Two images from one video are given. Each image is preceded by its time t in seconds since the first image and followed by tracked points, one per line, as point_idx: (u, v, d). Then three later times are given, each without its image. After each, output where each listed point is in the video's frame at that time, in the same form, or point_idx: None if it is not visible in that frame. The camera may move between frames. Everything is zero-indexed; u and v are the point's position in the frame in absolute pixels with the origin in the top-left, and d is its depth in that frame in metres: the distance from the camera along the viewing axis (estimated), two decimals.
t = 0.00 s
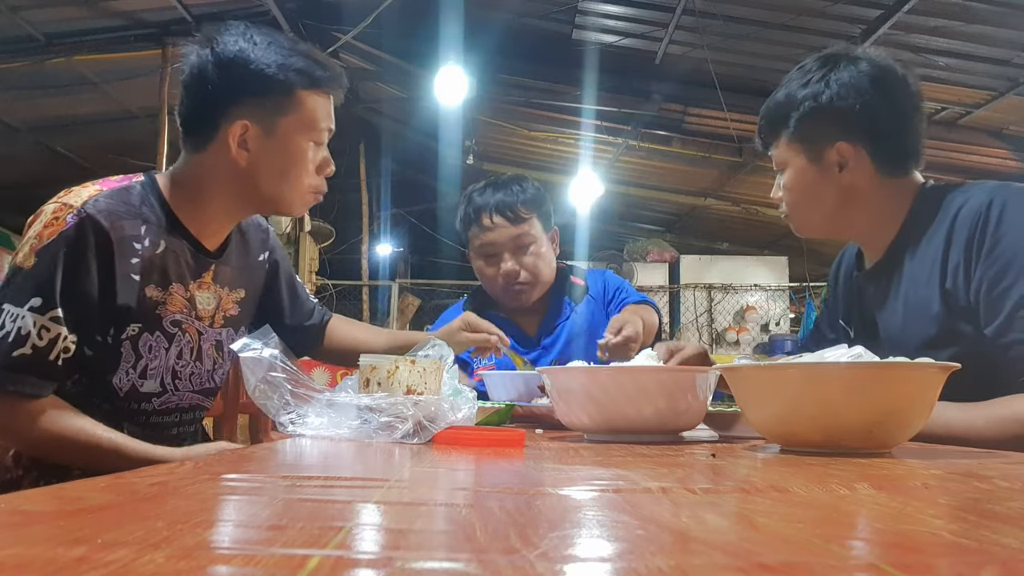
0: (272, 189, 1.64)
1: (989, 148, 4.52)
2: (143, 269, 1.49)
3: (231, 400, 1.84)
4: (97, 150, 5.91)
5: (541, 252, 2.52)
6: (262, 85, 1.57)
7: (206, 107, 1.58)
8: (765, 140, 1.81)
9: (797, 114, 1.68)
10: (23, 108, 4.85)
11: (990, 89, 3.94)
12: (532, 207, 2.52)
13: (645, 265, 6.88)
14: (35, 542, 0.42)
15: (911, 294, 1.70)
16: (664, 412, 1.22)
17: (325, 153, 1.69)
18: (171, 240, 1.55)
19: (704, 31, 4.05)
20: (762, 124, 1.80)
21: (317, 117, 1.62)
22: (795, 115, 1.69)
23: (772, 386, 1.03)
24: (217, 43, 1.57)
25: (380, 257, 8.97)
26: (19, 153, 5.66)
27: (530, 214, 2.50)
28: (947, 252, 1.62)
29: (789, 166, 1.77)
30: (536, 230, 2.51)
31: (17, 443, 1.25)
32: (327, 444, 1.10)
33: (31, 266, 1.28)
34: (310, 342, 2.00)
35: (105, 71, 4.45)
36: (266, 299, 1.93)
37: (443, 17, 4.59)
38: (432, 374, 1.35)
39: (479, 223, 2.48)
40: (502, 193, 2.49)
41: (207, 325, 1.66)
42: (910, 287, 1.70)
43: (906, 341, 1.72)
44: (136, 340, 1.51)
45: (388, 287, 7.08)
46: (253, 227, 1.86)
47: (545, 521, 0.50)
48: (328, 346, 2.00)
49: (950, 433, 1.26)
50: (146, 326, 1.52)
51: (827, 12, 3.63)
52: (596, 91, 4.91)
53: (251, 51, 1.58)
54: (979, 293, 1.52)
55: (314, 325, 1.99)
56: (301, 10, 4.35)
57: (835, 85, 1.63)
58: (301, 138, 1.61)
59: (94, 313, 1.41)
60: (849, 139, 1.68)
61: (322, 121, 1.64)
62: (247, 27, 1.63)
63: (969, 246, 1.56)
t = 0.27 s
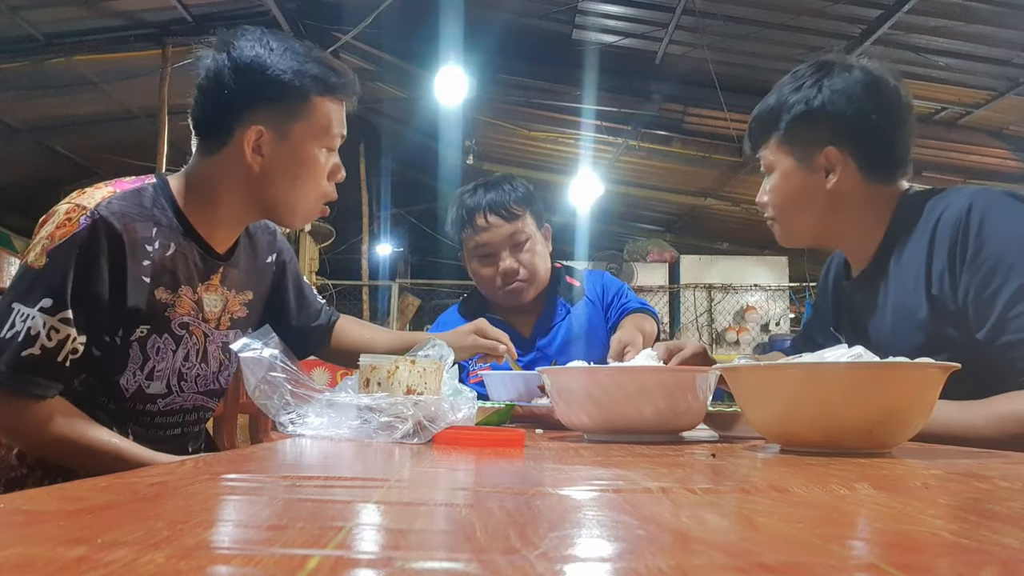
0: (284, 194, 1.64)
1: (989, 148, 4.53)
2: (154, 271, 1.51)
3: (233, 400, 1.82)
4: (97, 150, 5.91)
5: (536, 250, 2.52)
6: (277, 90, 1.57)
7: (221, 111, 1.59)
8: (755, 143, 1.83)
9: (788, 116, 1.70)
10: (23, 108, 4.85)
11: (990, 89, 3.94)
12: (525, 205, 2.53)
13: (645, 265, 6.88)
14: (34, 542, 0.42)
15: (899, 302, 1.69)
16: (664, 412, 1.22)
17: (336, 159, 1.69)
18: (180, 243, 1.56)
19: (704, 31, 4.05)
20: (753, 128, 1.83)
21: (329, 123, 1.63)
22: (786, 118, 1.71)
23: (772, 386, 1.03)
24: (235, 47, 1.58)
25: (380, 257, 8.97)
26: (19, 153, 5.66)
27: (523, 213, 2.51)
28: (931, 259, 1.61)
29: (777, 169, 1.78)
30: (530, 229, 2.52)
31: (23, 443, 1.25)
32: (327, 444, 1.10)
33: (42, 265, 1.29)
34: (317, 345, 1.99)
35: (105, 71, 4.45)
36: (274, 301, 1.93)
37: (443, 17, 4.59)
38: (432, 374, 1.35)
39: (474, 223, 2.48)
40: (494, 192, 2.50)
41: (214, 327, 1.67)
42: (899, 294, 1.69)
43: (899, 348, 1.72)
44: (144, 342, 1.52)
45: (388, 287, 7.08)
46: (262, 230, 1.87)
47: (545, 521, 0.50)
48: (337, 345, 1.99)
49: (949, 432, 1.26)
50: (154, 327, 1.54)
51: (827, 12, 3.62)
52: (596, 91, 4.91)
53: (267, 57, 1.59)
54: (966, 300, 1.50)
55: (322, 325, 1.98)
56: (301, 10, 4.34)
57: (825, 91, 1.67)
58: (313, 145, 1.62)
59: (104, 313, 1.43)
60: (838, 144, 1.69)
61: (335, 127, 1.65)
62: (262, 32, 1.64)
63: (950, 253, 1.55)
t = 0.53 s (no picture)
0: (290, 196, 1.64)
1: (989, 148, 4.52)
2: (157, 272, 1.51)
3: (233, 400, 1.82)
4: (97, 150, 5.91)
5: (536, 246, 2.52)
6: (285, 93, 1.58)
7: (230, 111, 1.59)
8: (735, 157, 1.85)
9: (762, 131, 1.72)
10: (23, 107, 4.85)
11: (990, 89, 3.94)
12: (522, 202, 2.55)
13: (645, 265, 6.88)
14: (32, 543, 0.42)
15: (884, 308, 1.68)
16: (664, 412, 1.22)
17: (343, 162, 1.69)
18: (184, 244, 1.56)
19: (703, 31, 4.05)
20: (732, 143, 1.85)
21: (336, 126, 1.63)
22: (760, 132, 1.73)
23: (773, 385, 1.02)
24: (244, 49, 1.59)
25: (380, 257, 8.98)
26: (20, 152, 5.67)
27: (522, 209, 2.53)
28: (912, 265, 1.60)
29: (756, 183, 1.79)
30: (528, 225, 2.53)
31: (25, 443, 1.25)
32: (327, 444, 1.10)
33: (46, 265, 1.29)
34: (321, 347, 1.98)
35: (105, 71, 4.45)
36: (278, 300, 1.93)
37: (443, 17, 4.58)
38: (432, 374, 1.35)
39: (473, 221, 2.48)
40: (492, 190, 2.51)
41: (217, 328, 1.67)
42: (884, 301, 1.68)
43: (888, 354, 1.71)
44: (147, 342, 1.53)
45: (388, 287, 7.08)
46: (267, 231, 1.87)
47: (545, 521, 0.50)
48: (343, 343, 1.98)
49: (948, 430, 1.26)
50: (157, 328, 1.54)
51: (827, 12, 3.62)
52: (596, 91, 4.91)
53: (275, 60, 1.59)
54: (952, 302, 1.49)
55: (327, 325, 1.97)
56: (301, 9, 4.34)
57: (797, 104, 1.67)
58: (320, 147, 1.62)
59: (107, 314, 1.43)
60: (813, 157, 1.69)
61: (341, 130, 1.65)
62: (272, 35, 1.64)
63: (932, 256, 1.54)
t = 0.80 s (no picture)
0: (292, 196, 1.64)
1: (989, 148, 4.52)
2: (159, 273, 1.51)
3: (233, 399, 1.71)
4: (97, 150, 5.91)
5: (536, 244, 2.53)
6: (287, 94, 1.57)
7: (234, 112, 1.59)
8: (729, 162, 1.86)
9: (752, 135, 1.72)
10: (23, 107, 4.85)
11: (990, 89, 3.94)
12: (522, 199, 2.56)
13: (645, 265, 6.88)
14: (30, 543, 0.42)
15: (879, 310, 1.68)
16: (664, 412, 1.22)
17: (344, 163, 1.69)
18: (185, 244, 1.56)
19: (703, 31, 4.05)
20: (726, 147, 1.85)
21: (337, 128, 1.62)
22: (751, 137, 1.73)
23: (773, 386, 1.02)
24: (247, 49, 1.58)
25: (380, 257, 8.99)
26: (20, 152, 5.67)
27: (521, 208, 2.54)
28: (907, 265, 1.60)
29: (748, 187, 1.80)
30: (529, 222, 2.54)
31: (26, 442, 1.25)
32: (327, 444, 1.10)
33: (47, 265, 1.29)
34: (324, 347, 1.98)
35: (106, 71, 4.46)
36: (281, 300, 1.93)
37: (443, 17, 4.58)
38: (432, 374, 1.35)
39: (474, 219, 2.48)
40: (492, 187, 2.51)
41: (218, 329, 1.67)
42: (880, 302, 1.68)
43: (885, 355, 1.70)
44: (148, 342, 1.53)
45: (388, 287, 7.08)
46: (269, 231, 1.87)
47: (545, 521, 0.50)
48: (344, 341, 1.98)
49: (948, 429, 1.26)
50: (159, 328, 1.54)
51: (827, 12, 3.62)
52: (596, 91, 4.91)
53: (278, 61, 1.59)
54: (947, 302, 1.50)
55: (330, 324, 1.97)
56: (301, 9, 4.33)
57: (786, 108, 1.67)
58: (322, 148, 1.61)
59: (109, 314, 1.43)
60: (803, 160, 1.69)
61: (343, 131, 1.64)
62: (275, 36, 1.64)
63: (928, 256, 1.55)
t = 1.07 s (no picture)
0: (291, 196, 1.64)
1: (989, 148, 4.52)
2: (159, 273, 1.51)
3: (233, 400, 1.71)
4: (97, 150, 5.91)
5: (541, 239, 2.55)
6: (288, 93, 1.57)
7: (235, 110, 1.59)
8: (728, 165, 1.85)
9: (751, 137, 1.72)
10: (23, 107, 4.85)
11: (990, 89, 3.94)
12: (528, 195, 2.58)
13: (645, 264, 6.87)
14: (29, 543, 0.42)
15: (883, 309, 1.68)
16: (664, 412, 1.22)
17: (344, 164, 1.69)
18: (184, 244, 1.56)
19: (703, 31, 4.05)
20: (725, 151, 1.85)
21: (337, 128, 1.62)
22: (749, 140, 1.73)
23: (773, 385, 1.02)
24: (249, 48, 1.58)
25: (380, 257, 8.99)
26: (20, 152, 5.67)
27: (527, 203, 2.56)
28: (913, 263, 1.61)
29: (749, 190, 1.80)
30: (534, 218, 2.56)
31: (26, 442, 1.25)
32: (327, 444, 1.10)
33: (47, 264, 1.29)
34: (326, 346, 1.98)
35: (106, 71, 4.45)
36: (282, 300, 1.93)
37: (443, 17, 4.58)
38: (432, 374, 1.35)
39: (482, 211, 2.50)
40: (501, 181, 2.54)
41: (219, 329, 1.67)
42: (884, 301, 1.68)
43: (887, 354, 1.70)
44: (149, 342, 1.53)
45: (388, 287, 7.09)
46: (269, 230, 1.87)
47: (545, 521, 0.50)
48: (346, 339, 1.98)
49: (949, 431, 1.26)
50: (159, 328, 1.54)
51: (827, 12, 3.62)
52: (596, 91, 4.92)
53: (279, 60, 1.59)
54: (953, 300, 1.50)
55: (332, 323, 1.98)
56: (302, 9, 4.33)
57: (783, 109, 1.67)
58: (323, 148, 1.61)
59: (109, 313, 1.43)
60: (802, 160, 1.68)
61: (342, 132, 1.64)
62: (278, 36, 1.64)
63: (934, 254, 1.55)
